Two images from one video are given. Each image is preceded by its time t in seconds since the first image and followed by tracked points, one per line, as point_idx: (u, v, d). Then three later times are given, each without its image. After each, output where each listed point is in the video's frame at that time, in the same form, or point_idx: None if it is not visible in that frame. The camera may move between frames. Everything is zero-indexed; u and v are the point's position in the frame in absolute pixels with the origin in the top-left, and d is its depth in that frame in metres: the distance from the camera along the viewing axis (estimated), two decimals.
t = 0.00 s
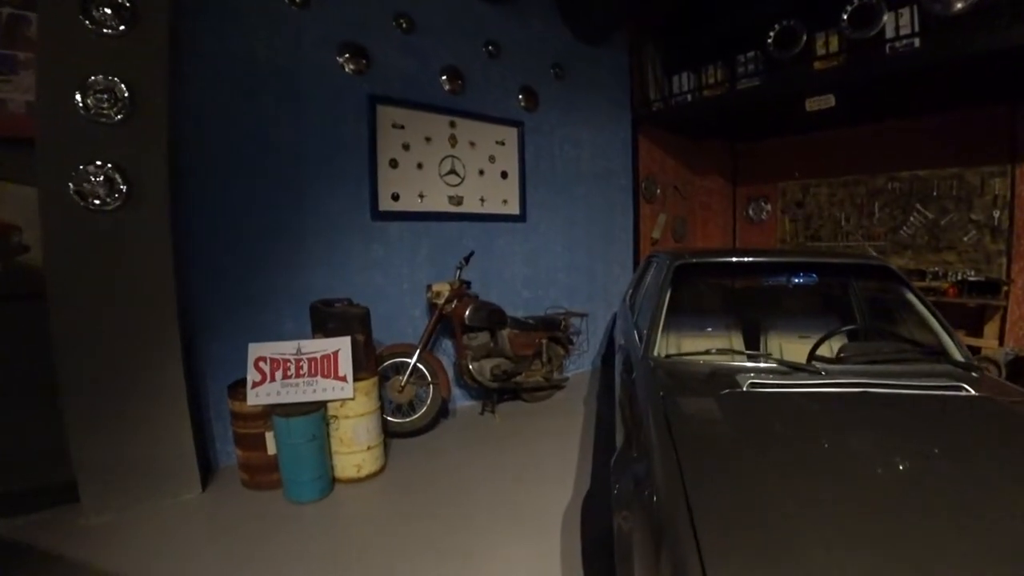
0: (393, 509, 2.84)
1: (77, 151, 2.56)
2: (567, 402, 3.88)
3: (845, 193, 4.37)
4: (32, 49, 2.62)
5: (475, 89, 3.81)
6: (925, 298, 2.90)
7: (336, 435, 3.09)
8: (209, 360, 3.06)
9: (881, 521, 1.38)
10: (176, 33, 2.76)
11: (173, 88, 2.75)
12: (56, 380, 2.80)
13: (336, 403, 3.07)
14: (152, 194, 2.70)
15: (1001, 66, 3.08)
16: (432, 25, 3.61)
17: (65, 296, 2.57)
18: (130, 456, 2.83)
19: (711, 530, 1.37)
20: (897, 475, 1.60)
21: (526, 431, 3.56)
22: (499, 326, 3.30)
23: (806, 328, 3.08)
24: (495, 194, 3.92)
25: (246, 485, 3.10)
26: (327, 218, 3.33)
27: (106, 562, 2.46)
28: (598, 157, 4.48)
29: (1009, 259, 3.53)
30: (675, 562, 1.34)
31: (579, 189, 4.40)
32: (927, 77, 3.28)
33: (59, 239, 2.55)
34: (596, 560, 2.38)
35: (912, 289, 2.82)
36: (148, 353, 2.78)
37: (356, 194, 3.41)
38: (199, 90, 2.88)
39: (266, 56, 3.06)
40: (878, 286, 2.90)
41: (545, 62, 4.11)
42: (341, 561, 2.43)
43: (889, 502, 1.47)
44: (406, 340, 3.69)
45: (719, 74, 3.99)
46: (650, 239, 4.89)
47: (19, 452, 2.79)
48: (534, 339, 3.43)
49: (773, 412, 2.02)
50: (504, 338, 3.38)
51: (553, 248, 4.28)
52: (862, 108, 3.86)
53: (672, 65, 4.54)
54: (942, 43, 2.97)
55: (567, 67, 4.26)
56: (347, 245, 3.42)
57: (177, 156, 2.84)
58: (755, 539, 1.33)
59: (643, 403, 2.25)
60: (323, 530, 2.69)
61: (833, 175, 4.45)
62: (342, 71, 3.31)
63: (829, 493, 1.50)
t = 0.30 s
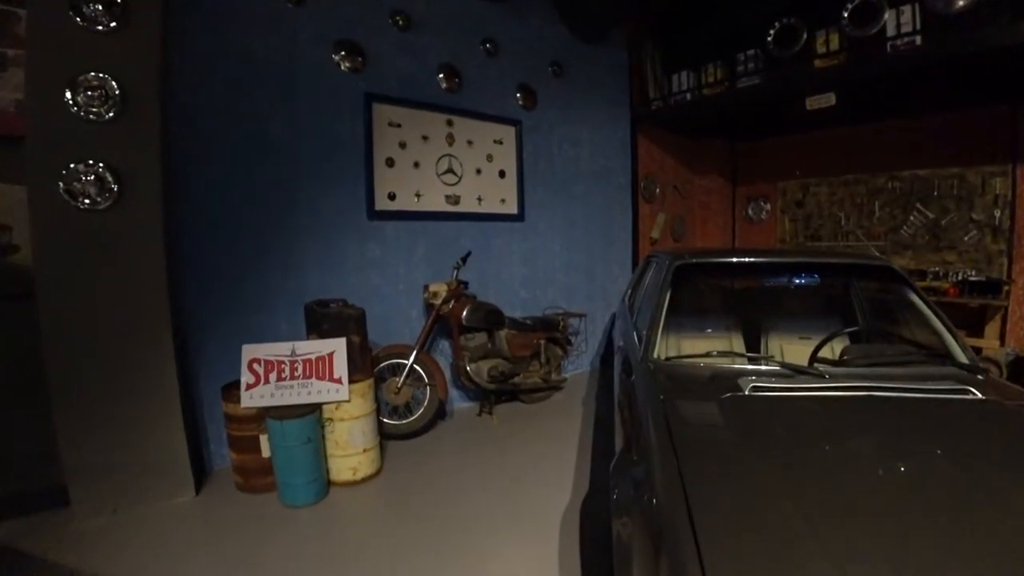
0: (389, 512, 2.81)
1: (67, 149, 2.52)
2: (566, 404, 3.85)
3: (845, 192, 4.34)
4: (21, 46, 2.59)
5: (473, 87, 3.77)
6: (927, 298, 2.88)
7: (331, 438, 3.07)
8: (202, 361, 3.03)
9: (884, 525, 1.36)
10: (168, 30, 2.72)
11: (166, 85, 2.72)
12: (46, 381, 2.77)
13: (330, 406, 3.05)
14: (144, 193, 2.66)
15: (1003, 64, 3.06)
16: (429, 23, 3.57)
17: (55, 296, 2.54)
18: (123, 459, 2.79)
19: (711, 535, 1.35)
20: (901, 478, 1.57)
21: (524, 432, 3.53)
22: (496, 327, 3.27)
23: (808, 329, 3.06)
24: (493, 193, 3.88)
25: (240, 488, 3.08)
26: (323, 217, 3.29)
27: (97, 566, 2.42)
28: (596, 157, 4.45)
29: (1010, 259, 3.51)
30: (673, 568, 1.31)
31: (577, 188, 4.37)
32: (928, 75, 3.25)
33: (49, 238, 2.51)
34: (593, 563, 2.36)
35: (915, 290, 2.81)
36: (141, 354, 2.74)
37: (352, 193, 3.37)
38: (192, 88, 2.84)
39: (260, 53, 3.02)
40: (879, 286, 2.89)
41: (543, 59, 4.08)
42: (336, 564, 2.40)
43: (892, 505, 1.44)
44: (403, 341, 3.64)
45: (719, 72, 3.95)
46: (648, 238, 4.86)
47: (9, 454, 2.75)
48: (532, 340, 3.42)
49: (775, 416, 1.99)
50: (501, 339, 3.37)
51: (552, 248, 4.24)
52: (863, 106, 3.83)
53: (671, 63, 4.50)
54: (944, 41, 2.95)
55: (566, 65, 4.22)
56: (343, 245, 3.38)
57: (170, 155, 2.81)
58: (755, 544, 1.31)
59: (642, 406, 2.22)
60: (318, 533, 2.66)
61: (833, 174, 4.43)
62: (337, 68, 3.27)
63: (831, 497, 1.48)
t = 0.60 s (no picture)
0: (389, 513, 2.79)
1: (61, 150, 2.50)
2: (566, 403, 3.83)
3: (843, 190, 4.33)
4: (14, 46, 2.56)
5: (470, 86, 3.75)
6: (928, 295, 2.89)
7: (330, 439, 3.06)
8: (199, 364, 3.01)
9: (889, 524, 1.35)
10: (162, 29, 2.69)
11: (160, 85, 2.69)
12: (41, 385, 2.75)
13: (330, 407, 3.04)
14: (139, 194, 2.64)
15: (1002, 60, 3.05)
16: (426, 21, 3.55)
17: (49, 297, 2.52)
18: (119, 461, 2.77)
19: (716, 535, 1.34)
20: (905, 476, 1.56)
21: (524, 433, 3.51)
22: (495, 327, 3.25)
23: (808, 327, 3.08)
24: (491, 193, 3.86)
25: (238, 490, 3.06)
26: (320, 218, 3.27)
27: (94, 569, 2.41)
28: (595, 155, 4.44)
29: (1009, 256, 3.51)
30: (677, 568, 1.30)
31: (575, 187, 4.35)
32: (926, 71, 3.24)
33: (44, 239, 2.49)
34: (595, 563, 2.34)
35: (916, 287, 2.81)
36: (137, 356, 2.72)
37: (350, 193, 3.35)
38: (188, 87, 2.82)
39: (256, 53, 2.99)
40: (879, 284, 2.89)
41: (540, 58, 4.06)
42: (336, 566, 2.39)
43: (896, 503, 1.43)
44: (401, 342, 3.62)
45: (718, 70, 3.93)
46: (647, 237, 4.85)
47: (5, 458, 2.73)
48: (532, 340, 3.41)
49: (777, 415, 1.98)
50: (501, 339, 3.36)
51: (550, 248, 4.23)
52: (862, 103, 3.82)
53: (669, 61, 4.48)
54: (943, 37, 2.94)
55: (563, 63, 4.20)
56: (341, 245, 3.36)
57: (166, 155, 2.78)
58: (759, 543, 1.29)
59: (643, 406, 2.21)
60: (317, 535, 2.65)
61: (831, 171, 4.42)
62: (334, 68, 3.25)
63: (835, 496, 1.46)
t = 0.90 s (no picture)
0: (388, 513, 2.78)
1: (62, 144, 2.48)
2: (566, 403, 3.82)
3: (845, 192, 4.34)
4: (15, 40, 2.55)
5: (472, 84, 3.74)
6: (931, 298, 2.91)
7: (330, 438, 3.05)
8: (199, 361, 3.00)
9: (895, 526, 1.34)
10: (164, 24, 2.68)
11: (161, 80, 2.68)
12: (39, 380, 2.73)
13: (329, 406, 3.03)
14: (140, 189, 2.62)
15: (1005, 64, 3.05)
16: (429, 19, 3.53)
17: (49, 293, 2.50)
18: (117, 458, 2.76)
19: (721, 536, 1.33)
20: (911, 479, 1.56)
21: (524, 433, 3.51)
22: (496, 327, 3.23)
23: (811, 330, 3.09)
24: (493, 192, 3.85)
25: (237, 489, 3.05)
26: (321, 215, 3.25)
27: (92, 566, 2.39)
28: (596, 155, 4.43)
29: (1010, 261, 3.51)
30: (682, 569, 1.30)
31: (576, 187, 4.34)
32: (930, 74, 3.24)
33: (44, 234, 2.48)
34: (596, 564, 2.34)
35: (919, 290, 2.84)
36: (137, 352, 2.71)
37: (351, 191, 3.33)
38: (189, 83, 2.80)
39: (258, 49, 2.98)
40: (883, 285, 2.93)
41: (543, 57, 4.05)
42: (334, 565, 2.37)
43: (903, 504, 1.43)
44: (401, 341, 3.60)
45: (720, 71, 3.94)
46: (648, 238, 4.84)
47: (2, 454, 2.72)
48: (532, 340, 3.38)
49: (780, 417, 1.98)
50: (501, 338, 3.34)
51: (551, 247, 4.21)
52: (864, 105, 3.82)
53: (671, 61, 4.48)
54: (946, 40, 2.94)
55: (565, 63, 4.19)
56: (342, 243, 3.34)
57: (167, 151, 2.77)
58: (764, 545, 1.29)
59: (646, 407, 2.21)
60: (316, 534, 2.63)
61: (833, 173, 4.42)
62: (336, 64, 3.23)
63: (840, 498, 1.46)
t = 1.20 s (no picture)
0: (388, 512, 2.78)
1: (62, 144, 2.48)
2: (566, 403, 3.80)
3: (846, 192, 4.33)
4: (16, 39, 2.55)
5: (473, 84, 3.73)
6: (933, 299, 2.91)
7: (330, 438, 3.05)
8: (199, 361, 3.00)
9: (894, 525, 1.34)
10: (164, 23, 2.68)
11: (161, 80, 2.68)
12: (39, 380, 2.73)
13: (329, 405, 3.03)
14: (140, 189, 2.62)
15: (1006, 64, 3.05)
16: (429, 18, 3.53)
17: (50, 292, 2.50)
18: (119, 458, 2.76)
19: (721, 536, 1.33)
20: (912, 479, 1.56)
21: (524, 432, 3.51)
22: (496, 327, 3.23)
23: (812, 331, 3.09)
24: (493, 192, 3.84)
25: (237, 489, 3.06)
26: (321, 214, 3.25)
27: (92, 566, 2.40)
28: (597, 155, 4.42)
29: (1011, 261, 3.50)
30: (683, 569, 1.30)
31: (577, 187, 4.33)
32: (931, 73, 3.24)
33: (45, 234, 2.48)
34: (596, 564, 2.34)
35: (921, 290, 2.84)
36: (138, 351, 2.71)
37: (352, 190, 3.33)
38: (192, 83, 2.81)
39: (259, 48, 2.98)
40: (884, 286, 2.94)
41: (543, 57, 4.04)
42: (334, 565, 2.37)
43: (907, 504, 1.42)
44: (401, 341, 3.59)
45: (721, 71, 3.93)
46: (648, 238, 4.83)
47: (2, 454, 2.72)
48: (533, 339, 3.38)
49: (780, 417, 1.98)
50: (501, 338, 3.33)
51: (551, 247, 4.21)
52: (864, 105, 3.82)
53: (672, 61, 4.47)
54: (948, 39, 2.93)
55: (566, 62, 4.19)
56: (342, 243, 3.34)
57: (167, 150, 2.77)
58: (764, 544, 1.29)
59: (647, 408, 2.21)
60: (317, 534, 2.63)
61: (833, 173, 4.42)
62: (337, 64, 3.23)
63: (839, 498, 1.46)
